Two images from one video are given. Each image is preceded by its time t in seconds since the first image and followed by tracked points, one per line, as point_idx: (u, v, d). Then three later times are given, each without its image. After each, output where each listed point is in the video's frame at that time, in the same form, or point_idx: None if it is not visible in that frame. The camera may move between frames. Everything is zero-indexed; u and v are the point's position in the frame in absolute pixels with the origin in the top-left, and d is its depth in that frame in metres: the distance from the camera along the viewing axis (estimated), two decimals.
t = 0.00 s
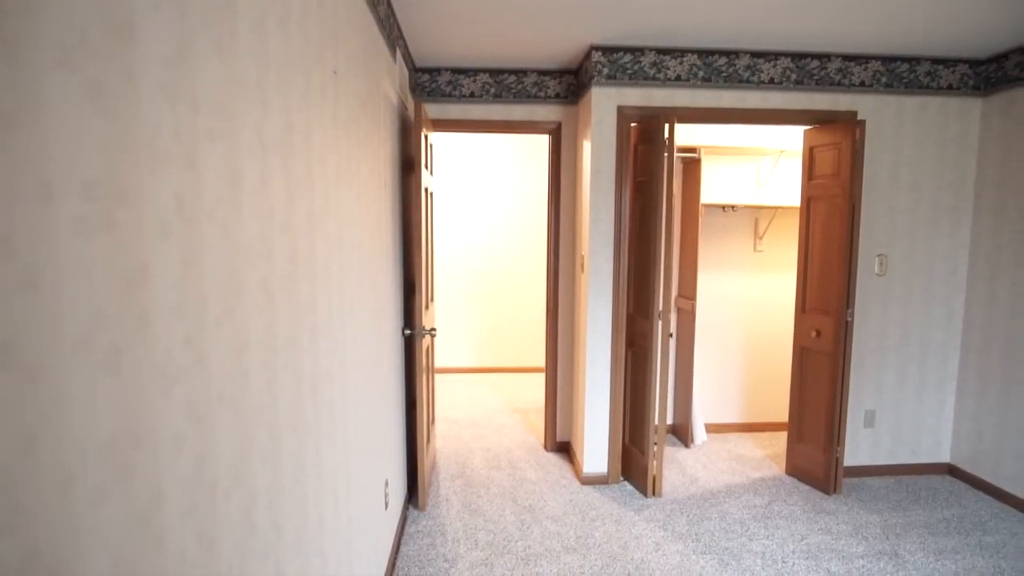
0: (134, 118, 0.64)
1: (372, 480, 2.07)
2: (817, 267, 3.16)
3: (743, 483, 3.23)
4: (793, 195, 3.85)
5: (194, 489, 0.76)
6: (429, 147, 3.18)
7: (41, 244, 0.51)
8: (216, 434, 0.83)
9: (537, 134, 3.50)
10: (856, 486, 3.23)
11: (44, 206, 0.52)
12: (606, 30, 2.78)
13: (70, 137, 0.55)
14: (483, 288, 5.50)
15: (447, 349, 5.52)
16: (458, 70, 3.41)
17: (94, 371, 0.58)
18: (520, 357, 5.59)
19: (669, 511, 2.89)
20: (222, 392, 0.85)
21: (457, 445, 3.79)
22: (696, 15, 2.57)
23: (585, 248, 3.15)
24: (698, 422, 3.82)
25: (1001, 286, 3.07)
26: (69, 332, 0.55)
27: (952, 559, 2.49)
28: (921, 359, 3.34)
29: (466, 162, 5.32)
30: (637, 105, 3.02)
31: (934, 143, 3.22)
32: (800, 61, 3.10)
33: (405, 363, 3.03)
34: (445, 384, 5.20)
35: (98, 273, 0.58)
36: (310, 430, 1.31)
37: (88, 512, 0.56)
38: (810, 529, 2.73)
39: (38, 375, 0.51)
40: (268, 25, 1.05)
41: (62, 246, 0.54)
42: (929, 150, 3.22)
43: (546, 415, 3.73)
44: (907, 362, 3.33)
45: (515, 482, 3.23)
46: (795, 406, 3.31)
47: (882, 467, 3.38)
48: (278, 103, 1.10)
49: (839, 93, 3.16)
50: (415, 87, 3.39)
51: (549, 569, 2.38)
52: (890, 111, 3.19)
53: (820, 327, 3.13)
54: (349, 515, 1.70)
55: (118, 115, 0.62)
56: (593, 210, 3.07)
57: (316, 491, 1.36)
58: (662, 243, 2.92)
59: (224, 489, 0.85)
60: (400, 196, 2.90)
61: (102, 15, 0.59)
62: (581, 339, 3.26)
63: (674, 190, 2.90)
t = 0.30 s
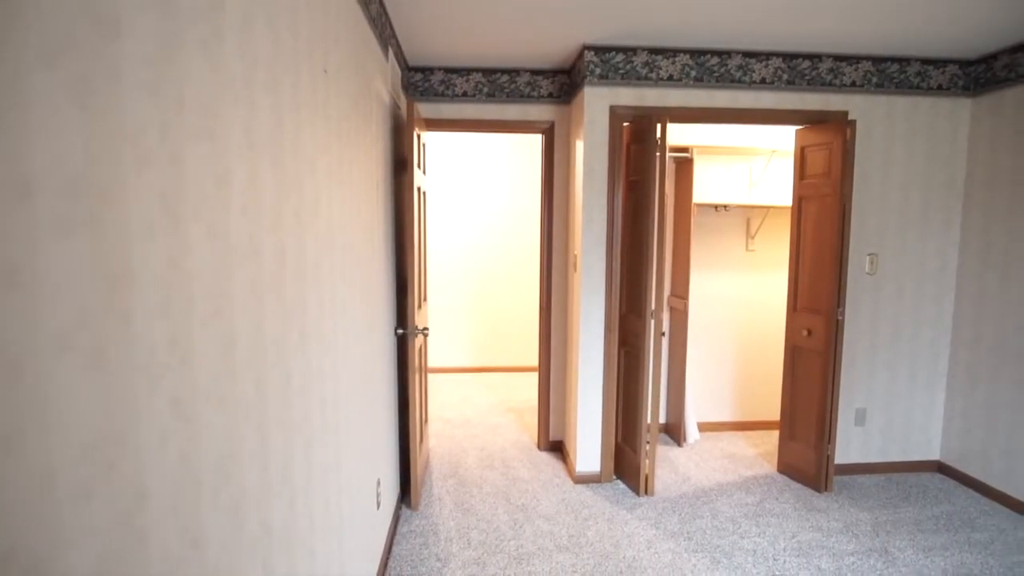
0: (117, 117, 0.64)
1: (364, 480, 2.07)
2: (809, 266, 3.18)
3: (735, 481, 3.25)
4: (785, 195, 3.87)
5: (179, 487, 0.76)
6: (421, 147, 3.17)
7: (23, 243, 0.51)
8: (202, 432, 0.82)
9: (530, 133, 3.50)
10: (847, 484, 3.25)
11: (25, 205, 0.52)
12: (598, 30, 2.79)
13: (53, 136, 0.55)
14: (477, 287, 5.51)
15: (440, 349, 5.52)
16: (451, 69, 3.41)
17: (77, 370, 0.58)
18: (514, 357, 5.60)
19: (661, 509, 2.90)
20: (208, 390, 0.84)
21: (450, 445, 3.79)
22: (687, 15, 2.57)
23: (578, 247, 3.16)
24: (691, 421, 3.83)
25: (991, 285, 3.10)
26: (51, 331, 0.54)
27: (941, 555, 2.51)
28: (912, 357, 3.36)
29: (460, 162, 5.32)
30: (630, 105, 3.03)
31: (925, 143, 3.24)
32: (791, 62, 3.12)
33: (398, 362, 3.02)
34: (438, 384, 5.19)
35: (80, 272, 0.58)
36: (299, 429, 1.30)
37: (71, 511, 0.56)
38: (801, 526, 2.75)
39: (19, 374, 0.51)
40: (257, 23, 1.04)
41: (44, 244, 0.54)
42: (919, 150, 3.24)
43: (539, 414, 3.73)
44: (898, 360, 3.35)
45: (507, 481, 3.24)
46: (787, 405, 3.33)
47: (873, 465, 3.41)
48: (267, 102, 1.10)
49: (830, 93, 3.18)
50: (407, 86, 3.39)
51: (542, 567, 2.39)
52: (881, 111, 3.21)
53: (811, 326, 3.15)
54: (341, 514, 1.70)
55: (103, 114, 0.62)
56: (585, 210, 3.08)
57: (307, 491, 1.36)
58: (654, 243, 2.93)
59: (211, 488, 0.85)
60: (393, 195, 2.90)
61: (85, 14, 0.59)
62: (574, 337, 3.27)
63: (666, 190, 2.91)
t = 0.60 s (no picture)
0: (90, 113, 0.63)
1: (349, 482, 2.06)
2: (791, 266, 3.21)
3: (720, 479, 3.27)
4: (768, 195, 3.91)
5: (156, 488, 0.75)
6: (406, 146, 3.16)
7: None
8: (179, 432, 0.81)
9: (515, 134, 3.51)
10: (829, 481, 3.29)
11: None
12: (583, 31, 2.79)
13: (23, 133, 0.54)
14: (463, 288, 5.50)
15: (427, 349, 5.50)
16: (436, 69, 3.40)
17: (48, 371, 0.57)
18: (501, 356, 5.60)
19: (646, 508, 2.91)
20: (186, 392, 0.83)
21: (436, 445, 3.78)
22: (671, 16, 2.59)
23: (563, 247, 3.16)
24: (676, 420, 3.86)
25: (968, 284, 3.15)
26: (21, 331, 0.54)
27: (920, 550, 2.55)
28: (892, 355, 3.41)
29: (445, 161, 5.31)
30: (615, 105, 3.05)
31: (904, 144, 3.29)
32: (773, 63, 3.15)
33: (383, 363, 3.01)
34: (425, 384, 5.18)
35: (52, 272, 0.57)
36: (281, 431, 1.29)
37: (43, 513, 0.55)
38: (784, 523, 2.78)
39: None
40: (236, 21, 1.03)
41: (14, 243, 0.53)
42: (899, 151, 3.29)
43: (525, 415, 3.74)
44: (879, 358, 3.40)
45: (494, 481, 3.24)
46: (770, 403, 3.36)
47: (855, 462, 3.45)
48: (247, 100, 1.08)
49: (812, 95, 3.21)
50: (392, 86, 3.37)
51: (528, 567, 2.39)
52: (861, 113, 3.25)
53: (793, 325, 3.19)
54: (325, 515, 1.69)
55: (76, 112, 0.61)
56: (570, 210, 3.09)
57: (289, 492, 1.35)
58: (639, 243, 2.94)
59: (190, 490, 0.84)
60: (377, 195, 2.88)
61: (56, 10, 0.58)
62: (560, 337, 3.27)
63: (650, 190, 2.92)
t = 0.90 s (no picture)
0: (53, 112, 0.62)
1: (327, 483, 2.04)
2: (767, 265, 3.26)
3: (698, 475, 3.31)
4: (745, 195, 3.97)
5: (123, 492, 0.74)
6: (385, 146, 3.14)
7: None
8: (148, 435, 0.80)
9: (495, 133, 3.51)
10: (805, 476, 3.35)
11: None
12: (561, 32, 2.80)
13: None
14: (444, 288, 5.48)
15: (408, 349, 5.48)
16: (415, 68, 3.39)
17: (10, 374, 0.56)
18: (483, 356, 5.59)
19: (626, 505, 2.94)
20: (156, 394, 0.82)
21: (417, 446, 3.76)
22: (648, 18, 2.61)
23: (543, 247, 3.17)
24: (656, 418, 3.90)
25: (938, 283, 3.23)
26: None
27: (892, 542, 2.61)
28: (865, 352, 3.48)
29: (425, 161, 5.29)
30: (594, 105, 3.06)
31: (876, 145, 3.36)
32: (749, 65, 3.19)
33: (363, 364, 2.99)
34: (406, 385, 5.15)
35: (12, 273, 0.56)
36: (256, 433, 1.28)
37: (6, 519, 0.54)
38: (761, 518, 2.82)
39: None
40: (207, 19, 1.02)
41: None
42: (871, 152, 3.36)
43: (506, 414, 3.74)
44: (853, 356, 3.47)
45: (474, 481, 3.24)
46: (747, 401, 3.40)
47: (830, 457, 3.52)
48: (219, 99, 1.07)
49: (787, 97, 3.27)
50: (371, 85, 3.35)
51: (508, 566, 2.40)
52: (835, 114, 3.31)
53: (770, 323, 3.23)
54: (302, 518, 1.67)
55: (38, 110, 0.60)
56: (550, 210, 3.10)
57: (264, 495, 1.33)
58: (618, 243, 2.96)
59: (160, 494, 0.83)
60: (356, 195, 2.86)
61: (17, 6, 0.57)
62: (540, 336, 3.28)
63: (629, 190, 2.95)
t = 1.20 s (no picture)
0: (7, 105, 0.60)
1: (303, 486, 2.02)
2: (742, 264, 3.31)
3: (676, 472, 3.35)
4: (721, 195, 4.02)
5: (84, 495, 0.72)
6: (362, 145, 3.12)
7: None
8: (112, 437, 0.78)
9: (473, 133, 3.50)
10: (780, 471, 3.40)
11: None
12: (539, 32, 2.81)
13: None
14: (423, 287, 5.45)
15: (387, 350, 5.44)
16: (393, 67, 3.37)
17: None
18: (462, 356, 5.58)
19: (605, 503, 2.95)
20: (119, 394, 0.80)
21: (396, 447, 3.74)
22: (625, 19, 2.63)
23: (522, 247, 3.18)
24: (634, 416, 3.93)
25: (907, 280, 3.31)
26: None
27: (863, 535, 2.67)
28: (838, 349, 3.55)
29: (404, 160, 5.26)
30: (571, 106, 3.07)
31: (847, 147, 3.43)
32: (724, 67, 3.24)
33: (341, 365, 2.96)
34: (385, 386, 5.12)
35: None
36: (228, 435, 1.25)
37: None
38: (737, 514, 2.86)
39: None
40: (173, 14, 1.00)
41: None
42: (843, 153, 3.43)
43: (485, 414, 3.74)
44: (826, 352, 3.53)
45: (454, 481, 3.23)
46: (724, 398, 3.45)
47: (804, 452, 3.58)
48: (186, 95, 1.05)
49: (761, 98, 3.32)
50: (348, 83, 3.32)
51: (487, 566, 2.39)
52: (807, 116, 3.37)
53: (745, 321, 3.28)
54: (277, 521, 1.65)
55: None
56: (528, 210, 3.10)
57: (237, 497, 1.31)
58: (596, 242, 2.98)
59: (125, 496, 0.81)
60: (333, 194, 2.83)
61: None
62: (519, 336, 3.28)
63: (606, 190, 2.96)
